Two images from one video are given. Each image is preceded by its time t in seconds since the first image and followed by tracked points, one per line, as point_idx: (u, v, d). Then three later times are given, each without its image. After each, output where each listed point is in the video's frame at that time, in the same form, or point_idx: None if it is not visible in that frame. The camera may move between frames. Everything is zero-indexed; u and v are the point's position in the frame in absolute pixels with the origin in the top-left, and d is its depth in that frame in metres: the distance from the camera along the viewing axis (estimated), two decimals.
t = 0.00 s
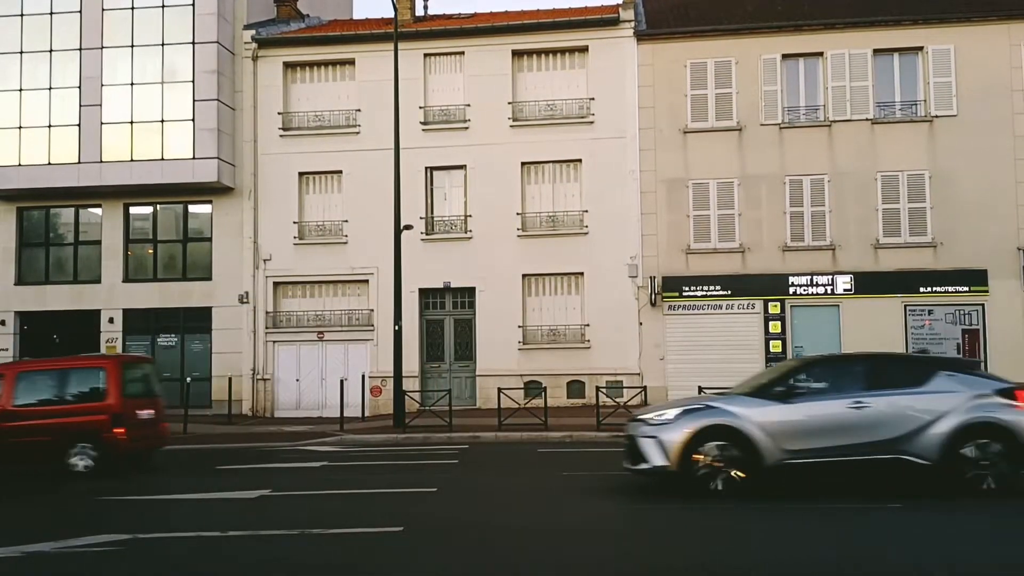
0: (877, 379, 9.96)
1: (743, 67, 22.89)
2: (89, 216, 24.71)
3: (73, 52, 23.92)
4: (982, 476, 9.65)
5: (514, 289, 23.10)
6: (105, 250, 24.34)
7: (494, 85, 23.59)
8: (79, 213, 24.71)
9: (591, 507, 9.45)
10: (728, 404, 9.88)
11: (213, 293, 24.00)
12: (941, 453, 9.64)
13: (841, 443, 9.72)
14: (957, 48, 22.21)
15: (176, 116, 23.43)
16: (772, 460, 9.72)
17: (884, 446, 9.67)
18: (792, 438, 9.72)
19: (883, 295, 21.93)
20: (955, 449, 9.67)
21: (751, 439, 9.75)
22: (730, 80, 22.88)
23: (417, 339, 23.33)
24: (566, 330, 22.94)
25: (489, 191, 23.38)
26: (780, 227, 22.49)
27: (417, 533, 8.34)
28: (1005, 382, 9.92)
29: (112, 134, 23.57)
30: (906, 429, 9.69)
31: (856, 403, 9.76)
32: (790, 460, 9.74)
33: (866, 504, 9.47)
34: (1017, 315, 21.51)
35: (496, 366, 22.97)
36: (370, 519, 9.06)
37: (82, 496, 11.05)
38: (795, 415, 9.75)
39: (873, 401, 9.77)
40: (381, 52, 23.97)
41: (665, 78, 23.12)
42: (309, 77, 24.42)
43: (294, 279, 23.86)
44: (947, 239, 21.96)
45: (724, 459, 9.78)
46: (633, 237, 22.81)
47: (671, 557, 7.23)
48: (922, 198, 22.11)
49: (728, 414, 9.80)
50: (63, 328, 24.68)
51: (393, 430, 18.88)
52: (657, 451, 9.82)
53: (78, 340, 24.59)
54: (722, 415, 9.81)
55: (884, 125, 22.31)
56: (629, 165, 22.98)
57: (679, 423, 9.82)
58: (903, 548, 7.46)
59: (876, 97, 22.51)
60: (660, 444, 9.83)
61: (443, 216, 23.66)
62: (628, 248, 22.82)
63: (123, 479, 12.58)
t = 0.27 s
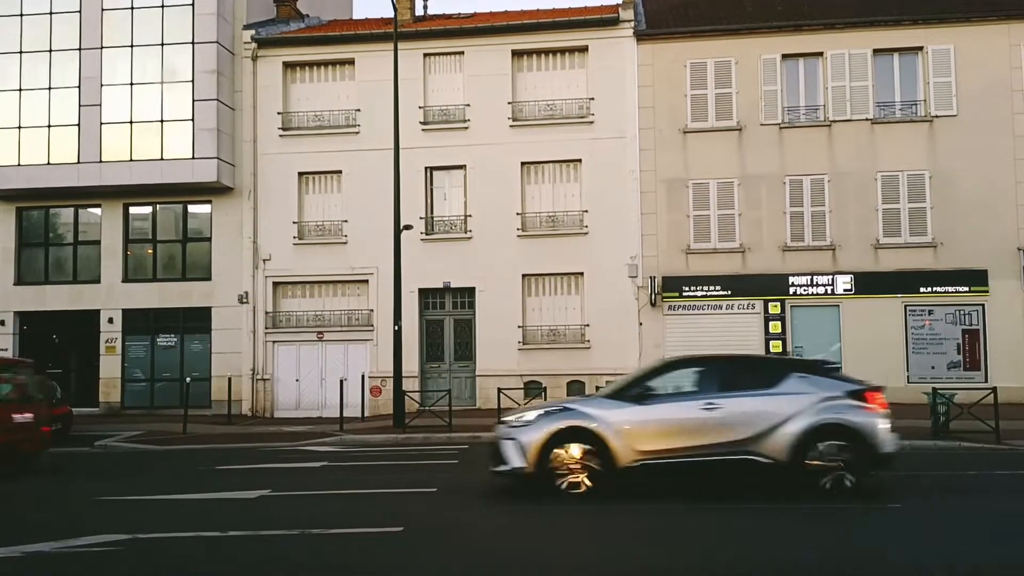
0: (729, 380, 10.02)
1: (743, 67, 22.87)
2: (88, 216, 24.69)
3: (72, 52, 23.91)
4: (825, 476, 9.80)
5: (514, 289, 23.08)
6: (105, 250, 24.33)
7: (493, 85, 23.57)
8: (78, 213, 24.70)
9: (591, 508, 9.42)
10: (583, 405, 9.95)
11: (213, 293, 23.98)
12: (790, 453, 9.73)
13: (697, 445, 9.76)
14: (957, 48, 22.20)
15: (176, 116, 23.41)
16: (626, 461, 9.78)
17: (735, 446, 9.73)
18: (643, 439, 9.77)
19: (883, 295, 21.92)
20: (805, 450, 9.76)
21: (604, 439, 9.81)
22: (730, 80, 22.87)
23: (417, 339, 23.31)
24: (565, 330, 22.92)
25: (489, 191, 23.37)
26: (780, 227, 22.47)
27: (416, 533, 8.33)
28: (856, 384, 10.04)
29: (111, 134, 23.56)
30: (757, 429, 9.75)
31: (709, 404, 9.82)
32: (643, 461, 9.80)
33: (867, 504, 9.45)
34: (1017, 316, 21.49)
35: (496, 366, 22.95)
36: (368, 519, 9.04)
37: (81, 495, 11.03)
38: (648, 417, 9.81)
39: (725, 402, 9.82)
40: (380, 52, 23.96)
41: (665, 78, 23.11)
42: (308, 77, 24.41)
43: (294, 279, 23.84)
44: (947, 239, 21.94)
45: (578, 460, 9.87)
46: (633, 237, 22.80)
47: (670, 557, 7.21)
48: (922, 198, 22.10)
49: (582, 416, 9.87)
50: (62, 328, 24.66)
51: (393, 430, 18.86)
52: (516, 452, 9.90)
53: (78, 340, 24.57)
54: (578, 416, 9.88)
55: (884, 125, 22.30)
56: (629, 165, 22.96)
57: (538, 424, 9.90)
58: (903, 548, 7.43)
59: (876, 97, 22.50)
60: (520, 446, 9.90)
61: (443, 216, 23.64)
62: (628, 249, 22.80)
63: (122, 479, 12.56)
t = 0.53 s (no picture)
0: (562, 382, 10.02)
1: (743, 67, 22.87)
2: (88, 216, 24.69)
3: (72, 51, 23.90)
4: (650, 477, 9.86)
5: (513, 289, 23.08)
6: (105, 250, 24.32)
7: (493, 85, 23.57)
8: (78, 213, 24.69)
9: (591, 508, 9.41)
10: (417, 407, 9.97)
11: (213, 293, 23.98)
12: (620, 454, 9.75)
13: (523, 447, 9.77)
14: (957, 48, 22.21)
15: (175, 116, 23.41)
16: (455, 464, 9.80)
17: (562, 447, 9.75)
18: (475, 441, 9.78)
19: (882, 295, 21.93)
20: (634, 450, 9.81)
21: (438, 441, 9.82)
22: (730, 80, 22.87)
23: (417, 339, 23.31)
24: (565, 330, 22.93)
25: (488, 191, 23.37)
26: (780, 227, 22.47)
27: (415, 533, 8.33)
28: (685, 386, 10.07)
29: (111, 134, 23.55)
30: (583, 431, 9.77)
31: (538, 406, 9.82)
32: (478, 463, 9.81)
33: (867, 504, 9.45)
34: (1016, 316, 21.50)
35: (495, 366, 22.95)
36: (368, 519, 9.04)
37: (81, 495, 11.02)
38: (483, 419, 9.81)
39: (555, 405, 9.83)
40: (380, 51, 23.96)
41: (665, 78, 23.11)
42: (307, 77, 24.40)
43: (293, 279, 23.84)
44: (947, 239, 21.95)
45: (413, 464, 9.87)
46: (633, 237, 22.79)
47: (670, 557, 7.21)
48: (922, 198, 22.10)
49: (416, 419, 9.87)
50: (62, 327, 24.66)
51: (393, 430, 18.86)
52: (351, 455, 9.91)
53: (78, 340, 24.57)
54: (412, 420, 9.88)
55: (884, 125, 22.30)
56: (629, 165, 22.96)
57: (372, 428, 9.90)
58: (903, 548, 7.43)
59: (876, 97, 22.50)
60: (357, 450, 9.91)
61: (442, 216, 23.64)
62: (628, 249, 22.80)
63: (122, 480, 12.55)
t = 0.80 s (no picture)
0: (406, 386, 9.94)
1: (743, 67, 22.87)
2: (88, 216, 24.69)
3: (72, 51, 23.91)
4: (486, 479, 9.81)
5: (513, 289, 23.08)
6: (105, 250, 24.32)
7: (493, 85, 23.57)
8: (78, 213, 24.69)
9: (591, 508, 9.42)
10: (261, 412, 9.80)
11: (213, 293, 23.98)
12: (459, 456, 9.71)
13: (364, 449, 9.67)
14: (957, 48, 22.21)
15: (175, 116, 23.41)
16: (296, 468, 9.64)
17: (406, 451, 9.68)
18: (319, 446, 9.66)
19: (882, 295, 21.93)
20: (475, 452, 9.78)
21: (280, 448, 9.64)
22: (729, 80, 22.87)
23: (417, 339, 23.31)
24: (565, 330, 22.93)
25: (488, 191, 23.37)
26: (780, 227, 22.48)
27: (416, 533, 8.33)
28: (528, 388, 10.08)
29: (111, 134, 23.55)
30: (425, 434, 9.71)
31: (381, 409, 9.73)
32: (321, 468, 9.67)
33: (867, 504, 9.45)
34: (1016, 316, 21.51)
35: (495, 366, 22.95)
36: (369, 519, 9.04)
37: (81, 495, 11.02)
38: (326, 422, 9.67)
39: (398, 408, 9.75)
40: (380, 51, 23.96)
41: (664, 78, 23.12)
42: (307, 76, 24.40)
43: (293, 279, 23.84)
44: (946, 239, 21.95)
45: (254, 469, 9.69)
46: (633, 237, 22.80)
47: (671, 557, 7.22)
48: (922, 198, 22.10)
49: (257, 423, 9.70)
50: (62, 327, 24.66)
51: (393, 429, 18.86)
52: (193, 460, 9.73)
53: (78, 340, 24.58)
54: (253, 424, 9.70)
55: (884, 125, 22.31)
56: (629, 165, 22.97)
57: (213, 433, 9.70)
58: (903, 548, 7.43)
59: (875, 97, 22.51)
60: (197, 455, 9.71)
61: (442, 216, 23.65)
62: (627, 249, 22.81)
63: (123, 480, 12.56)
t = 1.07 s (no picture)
0: (245, 390, 9.91)
1: (743, 67, 22.88)
2: (88, 216, 24.70)
3: (72, 52, 23.92)
4: (325, 483, 9.76)
5: (513, 289, 23.10)
6: (105, 250, 24.33)
7: (493, 85, 23.59)
8: (78, 213, 24.71)
9: (591, 508, 9.43)
10: (95, 417, 9.83)
11: (212, 293, 23.99)
12: (293, 461, 9.64)
13: (196, 454, 9.64)
14: (956, 48, 22.22)
15: (175, 116, 23.42)
16: (129, 473, 9.66)
17: (238, 456, 9.61)
18: (154, 451, 9.64)
19: (881, 295, 21.95)
20: (308, 456, 9.70)
21: (118, 454, 9.68)
22: (729, 81, 22.88)
23: (417, 339, 23.32)
24: (564, 330, 22.94)
25: (488, 191, 23.39)
26: (779, 227, 22.50)
27: (417, 532, 8.34)
28: (370, 391, 10.00)
29: (111, 134, 23.56)
30: (258, 438, 9.64)
31: (215, 414, 9.69)
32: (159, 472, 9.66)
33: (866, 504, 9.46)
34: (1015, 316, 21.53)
35: (495, 366, 22.96)
36: (369, 519, 9.05)
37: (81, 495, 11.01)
38: (156, 427, 9.68)
39: (233, 412, 9.70)
40: (380, 51, 23.97)
41: (664, 78, 23.13)
42: (307, 76, 24.41)
43: (293, 279, 23.85)
44: (946, 239, 21.97)
45: (87, 472, 9.75)
46: (633, 237, 22.82)
47: (672, 557, 7.22)
48: (921, 198, 22.12)
49: (88, 428, 9.74)
50: (62, 327, 24.67)
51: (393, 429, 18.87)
52: (26, 465, 9.75)
53: (78, 340, 24.59)
54: (86, 429, 9.74)
55: (883, 125, 22.32)
56: (629, 165, 22.98)
57: (47, 437, 9.78)
58: (903, 548, 7.45)
59: (875, 97, 22.54)
60: (31, 459, 9.78)
61: (442, 216, 23.66)
62: (627, 249, 22.83)
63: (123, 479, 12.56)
